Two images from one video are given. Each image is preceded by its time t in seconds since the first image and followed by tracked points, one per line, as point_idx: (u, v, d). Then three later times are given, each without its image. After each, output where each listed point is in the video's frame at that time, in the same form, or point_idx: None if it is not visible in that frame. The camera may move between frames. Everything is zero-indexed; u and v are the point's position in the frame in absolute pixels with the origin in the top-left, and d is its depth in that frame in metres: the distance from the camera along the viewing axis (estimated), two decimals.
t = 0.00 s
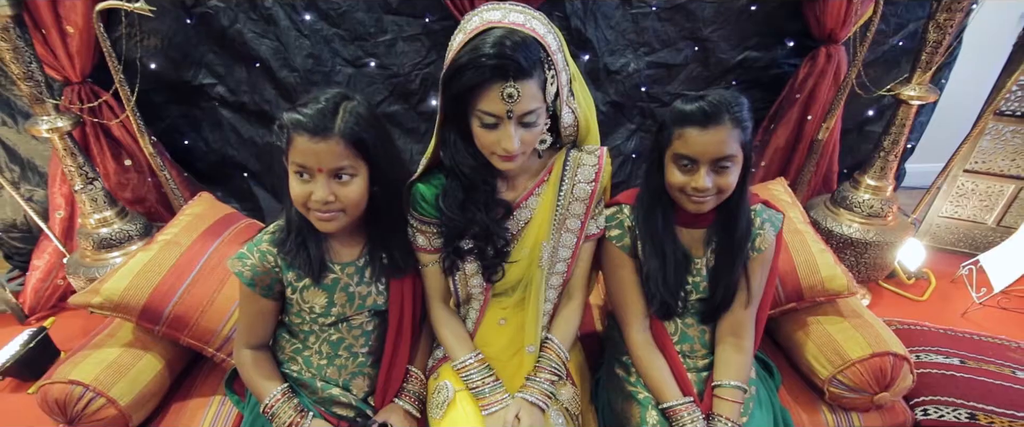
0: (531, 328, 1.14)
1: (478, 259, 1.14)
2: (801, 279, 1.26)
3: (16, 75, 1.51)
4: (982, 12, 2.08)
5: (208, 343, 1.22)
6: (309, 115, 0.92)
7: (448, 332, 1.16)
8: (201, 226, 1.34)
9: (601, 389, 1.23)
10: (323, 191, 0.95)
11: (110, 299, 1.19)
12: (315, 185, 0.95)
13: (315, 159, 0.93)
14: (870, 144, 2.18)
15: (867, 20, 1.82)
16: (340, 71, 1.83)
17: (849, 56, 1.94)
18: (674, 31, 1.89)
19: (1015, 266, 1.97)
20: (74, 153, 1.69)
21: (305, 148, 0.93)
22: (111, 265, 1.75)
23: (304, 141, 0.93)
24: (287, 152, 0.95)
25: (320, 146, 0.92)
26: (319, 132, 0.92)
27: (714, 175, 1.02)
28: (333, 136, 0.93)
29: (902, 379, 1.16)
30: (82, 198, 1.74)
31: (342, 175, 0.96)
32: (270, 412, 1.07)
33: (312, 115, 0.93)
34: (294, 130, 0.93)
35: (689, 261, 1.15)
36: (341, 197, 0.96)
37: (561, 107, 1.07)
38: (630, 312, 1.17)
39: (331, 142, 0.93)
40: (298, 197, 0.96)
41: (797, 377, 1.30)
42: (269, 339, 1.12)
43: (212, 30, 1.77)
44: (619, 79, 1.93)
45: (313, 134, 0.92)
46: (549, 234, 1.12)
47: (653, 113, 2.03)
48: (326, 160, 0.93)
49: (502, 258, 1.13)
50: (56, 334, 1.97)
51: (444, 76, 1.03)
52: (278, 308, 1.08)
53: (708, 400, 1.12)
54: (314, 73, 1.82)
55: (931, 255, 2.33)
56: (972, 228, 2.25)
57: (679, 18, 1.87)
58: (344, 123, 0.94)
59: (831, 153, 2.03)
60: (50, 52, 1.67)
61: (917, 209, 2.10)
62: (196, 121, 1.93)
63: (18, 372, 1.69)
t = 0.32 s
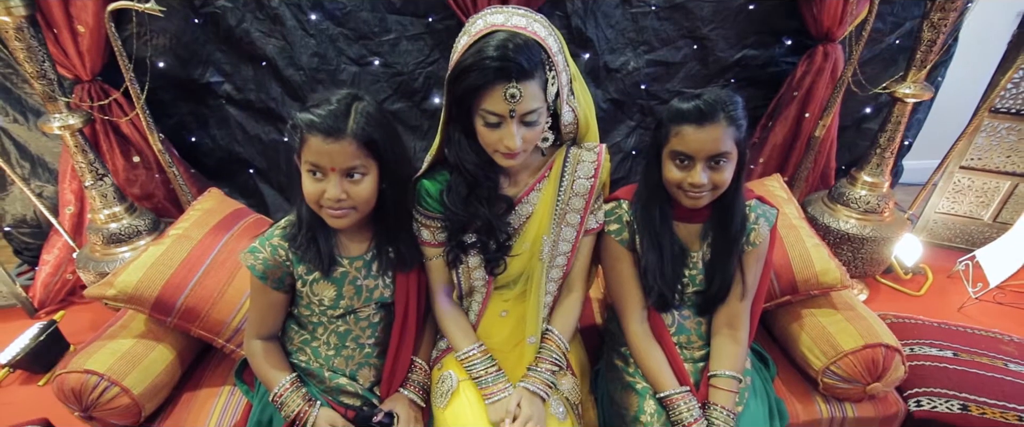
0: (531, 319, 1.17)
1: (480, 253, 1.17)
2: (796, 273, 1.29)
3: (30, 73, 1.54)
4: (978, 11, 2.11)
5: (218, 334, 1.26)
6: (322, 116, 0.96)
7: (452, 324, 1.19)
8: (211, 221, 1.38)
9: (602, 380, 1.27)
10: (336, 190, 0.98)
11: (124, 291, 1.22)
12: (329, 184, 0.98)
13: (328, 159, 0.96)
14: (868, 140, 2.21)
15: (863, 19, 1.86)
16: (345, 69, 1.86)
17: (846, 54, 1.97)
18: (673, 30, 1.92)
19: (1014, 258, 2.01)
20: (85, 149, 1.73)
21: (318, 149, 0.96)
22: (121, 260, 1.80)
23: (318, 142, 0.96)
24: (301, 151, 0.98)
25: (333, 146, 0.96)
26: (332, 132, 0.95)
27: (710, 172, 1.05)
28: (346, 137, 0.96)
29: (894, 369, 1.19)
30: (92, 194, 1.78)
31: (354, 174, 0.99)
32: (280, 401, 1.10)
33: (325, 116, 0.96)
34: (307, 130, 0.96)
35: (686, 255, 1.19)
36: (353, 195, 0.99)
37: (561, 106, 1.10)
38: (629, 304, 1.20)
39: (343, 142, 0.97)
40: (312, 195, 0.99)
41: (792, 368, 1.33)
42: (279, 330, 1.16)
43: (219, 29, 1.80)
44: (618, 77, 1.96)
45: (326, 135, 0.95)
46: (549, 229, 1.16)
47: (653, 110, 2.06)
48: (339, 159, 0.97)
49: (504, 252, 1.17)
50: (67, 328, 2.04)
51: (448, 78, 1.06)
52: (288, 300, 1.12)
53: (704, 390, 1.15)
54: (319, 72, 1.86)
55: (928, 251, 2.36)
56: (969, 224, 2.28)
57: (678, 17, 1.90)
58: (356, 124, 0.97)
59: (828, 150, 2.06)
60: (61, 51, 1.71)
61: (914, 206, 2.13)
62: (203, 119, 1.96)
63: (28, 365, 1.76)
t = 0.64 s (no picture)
0: (533, 311, 1.21)
1: (483, 246, 1.20)
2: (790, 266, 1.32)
3: (43, 72, 1.58)
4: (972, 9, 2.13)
5: (229, 325, 1.29)
6: (332, 115, 0.99)
7: (456, 315, 1.23)
8: (221, 216, 1.42)
9: (602, 372, 1.30)
10: (346, 186, 1.01)
11: (139, 283, 1.26)
12: (339, 179, 1.02)
13: (339, 157, 1.00)
14: (865, 137, 2.24)
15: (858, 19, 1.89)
16: (350, 67, 1.90)
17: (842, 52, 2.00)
18: (673, 29, 1.95)
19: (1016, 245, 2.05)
20: (96, 146, 1.77)
21: (329, 146, 1.00)
22: (131, 254, 1.83)
23: (329, 140, 0.99)
24: (312, 149, 1.02)
25: (343, 144, 0.99)
26: (342, 130, 0.99)
27: (705, 168, 1.09)
28: (356, 135, 1.00)
29: (886, 359, 1.22)
30: (103, 190, 1.83)
31: (363, 170, 1.02)
32: (290, 389, 1.14)
33: (335, 115, 1.00)
34: (318, 129, 0.99)
35: (682, 248, 1.22)
36: (362, 190, 1.03)
37: (560, 104, 1.14)
38: (628, 296, 1.24)
39: (353, 140, 1.00)
40: (322, 190, 1.03)
41: (787, 359, 1.37)
42: (288, 321, 1.20)
43: (227, 29, 1.84)
44: (618, 75, 2.00)
45: (337, 134, 0.99)
46: (550, 223, 1.19)
47: (652, 108, 2.10)
48: (349, 157, 1.00)
49: (506, 245, 1.20)
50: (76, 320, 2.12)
51: (451, 78, 1.09)
52: (297, 292, 1.16)
53: (701, 379, 1.19)
54: (325, 70, 1.90)
55: (924, 246, 2.39)
56: (965, 220, 2.31)
57: (677, 16, 1.93)
58: (365, 122, 1.01)
59: (825, 147, 2.09)
60: (73, 50, 1.75)
61: (910, 202, 2.16)
62: (210, 116, 2.00)
63: (39, 357, 1.88)
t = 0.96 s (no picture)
0: (535, 303, 1.25)
1: (486, 240, 1.24)
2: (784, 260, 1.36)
3: (56, 71, 1.62)
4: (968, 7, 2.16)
5: (238, 316, 1.33)
6: (343, 113, 1.02)
7: (459, 307, 1.26)
8: (230, 211, 1.46)
9: (599, 360, 1.36)
10: (356, 181, 1.05)
11: (152, 275, 1.30)
12: (349, 175, 1.05)
13: (350, 153, 1.03)
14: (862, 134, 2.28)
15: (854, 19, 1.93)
16: (355, 66, 1.94)
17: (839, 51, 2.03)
18: (672, 28, 1.98)
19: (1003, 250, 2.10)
20: (106, 143, 1.81)
21: (340, 143, 1.03)
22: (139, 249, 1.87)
23: (340, 137, 1.03)
24: (323, 146, 1.05)
25: (354, 141, 1.03)
26: (353, 128, 1.02)
27: (701, 165, 1.12)
28: (366, 133, 1.03)
29: (878, 350, 1.25)
30: (112, 186, 1.87)
31: (372, 166, 1.06)
32: (299, 377, 1.18)
33: (346, 113, 1.03)
34: (330, 126, 1.03)
35: (679, 242, 1.25)
36: (371, 186, 1.07)
37: (559, 103, 1.17)
38: (626, 289, 1.27)
39: (363, 138, 1.04)
40: (333, 186, 1.06)
41: (782, 351, 1.40)
42: (297, 312, 1.23)
43: (234, 28, 1.87)
44: (619, 73, 2.03)
45: (348, 131, 1.02)
46: (550, 217, 1.23)
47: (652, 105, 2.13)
48: (359, 153, 1.04)
49: (508, 239, 1.23)
50: (84, 314, 2.19)
51: (454, 80, 1.12)
52: (306, 284, 1.19)
53: (697, 369, 1.22)
54: (330, 68, 1.93)
55: (921, 242, 2.42)
56: (962, 216, 2.34)
57: (676, 15, 1.96)
58: (374, 121, 1.04)
59: (823, 144, 2.13)
60: (84, 49, 1.78)
61: (906, 198, 2.19)
62: (217, 113, 2.03)
63: (49, 350, 1.96)
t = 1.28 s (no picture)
0: (536, 293, 1.30)
1: (489, 232, 1.28)
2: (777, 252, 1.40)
3: (69, 68, 1.66)
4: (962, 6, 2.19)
5: (249, 306, 1.38)
6: (355, 109, 1.07)
7: (462, 297, 1.31)
8: (241, 204, 1.50)
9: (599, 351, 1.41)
10: (365, 174, 1.09)
11: (166, 266, 1.34)
12: (359, 169, 1.09)
13: (360, 147, 1.08)
14: (858, 131, 2.32)
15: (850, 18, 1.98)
16: (359, 64, 1.98)
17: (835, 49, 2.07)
18: (670, 26, 2.02)
19: (1004, 236, 2.12)
20: (117, 138, 1.85)
21: (351, 138, 1.07)
22: (148, 243, 1.92)
23: (351, 132, 1.07)
24: (334, 140, 1.09)
25: (364, 136, 1.07)
26: (363, 123, 1.06)
27: (694, 160, 1.16)
28: (375, 128, 1.07)
29: (867, 339, 1.29)
30: (123, 180, 1.91)
31: (381, 160, 1.10)
32: (308, 364, 1.22)
33: (357, 109, 1.07)
34: (341, 122, 1.07)
35: (674, 234, 1.30)
36: (380, 179, 1.11)
37: (560, 99, 1.21)
38: (623, 279, 1.31)
39: (373, 133, 1.08)
40: (344, 179, 1.11)
41: (776, 340, 1.44)
42: (306, 301, 1.28)
43: (242, 26, 1.91)
44: (618, 70, 2.07)
45: (359, 126, 1.06)
46: (551, 210, 1.27)
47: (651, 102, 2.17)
48: (369, 148, 1.08)
49: (511, 231, 1.28)
50: (94, 306, 2.25)
51: (459, 78, 1.17)
52: (316, 273, 1.24)
53: (692, 356, 1.27)
54: (335, 66, 1.98)
55: (917, 236, 2.46)
56: (957, 211, 2.38)
57: (675, 14, 2.00)
58: (383, 117, 1.08)
59: (819, 140, 2.17)
60: (95, 47, 1.83)
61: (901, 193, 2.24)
62: (224, 109, 2.08)
63: (60, 341, 2.01)
